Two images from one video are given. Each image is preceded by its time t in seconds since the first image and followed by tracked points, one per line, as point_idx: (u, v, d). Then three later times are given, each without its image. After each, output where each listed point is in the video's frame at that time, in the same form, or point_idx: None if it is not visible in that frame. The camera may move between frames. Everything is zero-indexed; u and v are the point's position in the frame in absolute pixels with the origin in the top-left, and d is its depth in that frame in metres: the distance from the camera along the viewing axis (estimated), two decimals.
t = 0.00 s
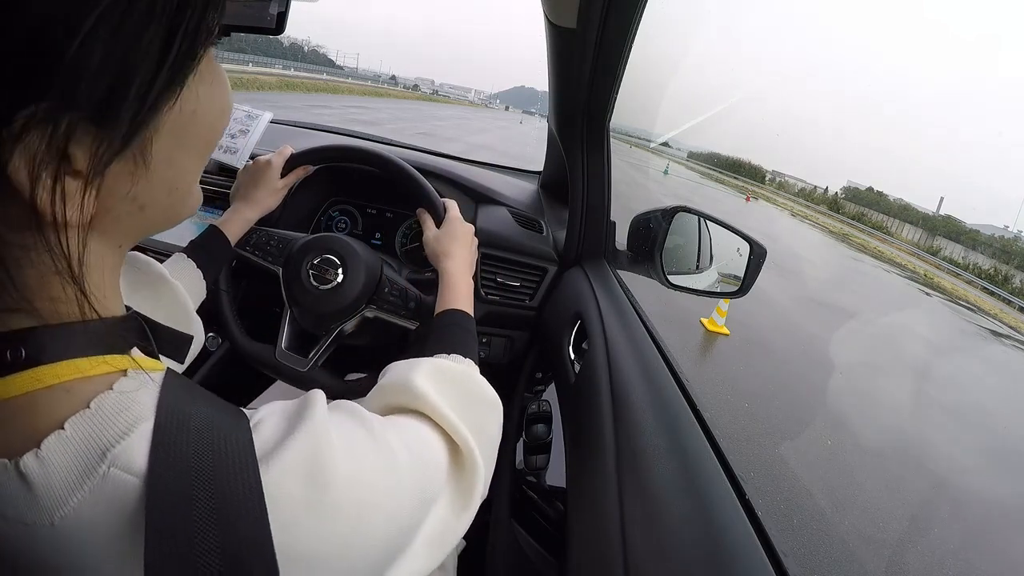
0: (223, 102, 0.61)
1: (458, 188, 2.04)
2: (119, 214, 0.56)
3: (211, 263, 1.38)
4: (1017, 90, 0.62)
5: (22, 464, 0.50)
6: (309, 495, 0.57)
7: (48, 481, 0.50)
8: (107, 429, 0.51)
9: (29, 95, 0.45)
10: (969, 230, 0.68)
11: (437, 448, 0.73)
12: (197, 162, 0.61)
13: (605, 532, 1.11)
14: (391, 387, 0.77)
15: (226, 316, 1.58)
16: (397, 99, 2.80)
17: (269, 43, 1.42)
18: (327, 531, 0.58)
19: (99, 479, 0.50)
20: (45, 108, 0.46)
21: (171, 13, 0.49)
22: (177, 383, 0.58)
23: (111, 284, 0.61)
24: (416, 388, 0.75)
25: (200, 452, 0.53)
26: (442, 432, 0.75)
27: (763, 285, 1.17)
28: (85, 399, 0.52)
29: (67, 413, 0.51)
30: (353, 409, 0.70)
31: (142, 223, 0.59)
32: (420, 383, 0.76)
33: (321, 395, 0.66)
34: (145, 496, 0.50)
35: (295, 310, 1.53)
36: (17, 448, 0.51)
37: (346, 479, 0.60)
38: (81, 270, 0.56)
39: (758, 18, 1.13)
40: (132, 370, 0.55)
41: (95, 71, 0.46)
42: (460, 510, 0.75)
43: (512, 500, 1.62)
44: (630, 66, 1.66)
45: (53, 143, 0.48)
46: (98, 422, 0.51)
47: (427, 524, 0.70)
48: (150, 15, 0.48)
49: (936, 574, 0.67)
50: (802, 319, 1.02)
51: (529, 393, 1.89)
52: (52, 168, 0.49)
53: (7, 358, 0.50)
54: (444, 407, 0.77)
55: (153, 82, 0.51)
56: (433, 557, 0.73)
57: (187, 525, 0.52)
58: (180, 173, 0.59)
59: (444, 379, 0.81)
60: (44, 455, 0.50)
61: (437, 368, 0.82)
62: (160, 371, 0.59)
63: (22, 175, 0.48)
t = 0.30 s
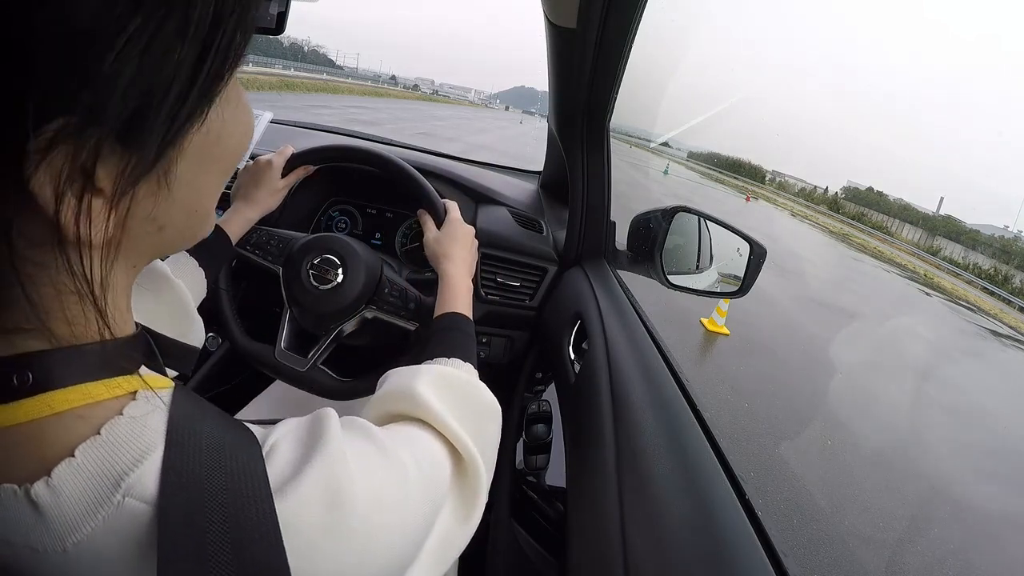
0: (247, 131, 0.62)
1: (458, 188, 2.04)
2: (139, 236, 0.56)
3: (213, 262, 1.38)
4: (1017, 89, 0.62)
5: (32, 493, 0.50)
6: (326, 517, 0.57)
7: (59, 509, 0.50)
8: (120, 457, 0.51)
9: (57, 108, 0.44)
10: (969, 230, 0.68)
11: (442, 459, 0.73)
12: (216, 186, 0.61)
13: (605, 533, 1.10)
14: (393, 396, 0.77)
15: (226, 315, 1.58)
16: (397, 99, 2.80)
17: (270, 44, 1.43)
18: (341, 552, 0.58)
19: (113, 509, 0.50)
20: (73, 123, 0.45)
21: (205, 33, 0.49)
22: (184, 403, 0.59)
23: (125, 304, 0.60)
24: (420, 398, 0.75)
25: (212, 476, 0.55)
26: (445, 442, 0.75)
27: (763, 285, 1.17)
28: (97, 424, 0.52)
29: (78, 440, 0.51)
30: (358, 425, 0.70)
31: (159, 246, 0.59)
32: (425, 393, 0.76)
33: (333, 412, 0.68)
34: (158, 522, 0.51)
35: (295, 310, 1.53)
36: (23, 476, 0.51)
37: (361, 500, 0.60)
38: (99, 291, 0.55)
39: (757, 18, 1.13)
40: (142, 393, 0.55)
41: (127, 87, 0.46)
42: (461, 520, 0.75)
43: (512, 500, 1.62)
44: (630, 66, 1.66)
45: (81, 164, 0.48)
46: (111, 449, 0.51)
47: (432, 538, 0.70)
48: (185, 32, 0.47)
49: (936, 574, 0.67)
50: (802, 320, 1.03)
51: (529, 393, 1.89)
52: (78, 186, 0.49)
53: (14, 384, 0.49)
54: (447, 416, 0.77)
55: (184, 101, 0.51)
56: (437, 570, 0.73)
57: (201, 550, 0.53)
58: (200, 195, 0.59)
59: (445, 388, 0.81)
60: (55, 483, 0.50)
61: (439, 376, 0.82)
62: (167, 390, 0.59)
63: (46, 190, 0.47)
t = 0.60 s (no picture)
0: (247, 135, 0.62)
1: (458, 188, 2.04)
2: (141, 235, 0.56)
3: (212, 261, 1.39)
4: (1016, 89, 0.62)
5: (32, 492, 0.50)
6: (325, 515, 0.57)
7: (59, 509, 0.50)
8: (118, 456, 0.51)
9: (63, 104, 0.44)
10: (969, 230, 0.68)
11: (441, 459, 0.73)
12: (216, 188, 0.61)
13: (605, 533, 1.10)
14: (392, 396, 0.76)
15: (226, 315, 1.58)
16: (397, 99, 2.80)
17: (270, 44, 1.43)
18: (340, 550, 0.58)
19: (111, 508, 0.50)
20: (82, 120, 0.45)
21: (209, 36, 0.49)
22: (184, 401, 0.59)
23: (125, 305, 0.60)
24: (420, 398, 0.75)
25: (212, 474, 0.55)
26: (445, 442, 0.75)
27: (763, 285, 1.17)
28: (95, 424, 0.52)
29: (77, 440, 0.51)
30: (358, 424, 0.70)
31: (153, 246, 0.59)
32: (425, 394, 0.76)
33: (333, 411, 0.68)
34: (157, 520, 0.51)
35: (295, 310, 1.53)
36: (23, 476, 0.51)
37: (360, 498, 0.60)
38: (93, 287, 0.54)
39: (757, 18, 1.13)
40: (142, 391, 0.55)
41: (133, 88, 0.46)
42: (461, 519, 0.75)
43: (512, 500, 1.62)
44: (630, 66, 1.66)
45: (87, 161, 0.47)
46: (109, 449, 0.51)
47: (432, 538, 0.70)
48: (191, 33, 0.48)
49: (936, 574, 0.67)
50: (802, 319, 1.02)
51: (529, 393, 1.89)
52: (83, 186, 0.48)
53: (13, 384, 0.49)
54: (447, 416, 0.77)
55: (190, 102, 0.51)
56: (437, 570, 0.73)
57: (200, 549, 0.53)
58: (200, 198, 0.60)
59: (446, 389, 0.81)
60: (54, 483, 0.50)
61: (439, 377, 0.82)
62: (167, 389, 0.59)
63: (53, 186, 0.47)
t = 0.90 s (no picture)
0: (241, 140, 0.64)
1: (458, 188, 2.04)
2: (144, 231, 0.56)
3: (212, 261, 1.39)
4: (1016, 89, 0.62)
5: (30, 495, 0.50)
6: (325, 516, 0.57)
7: (58, 510, 0.50)
8: (117, 457, 0.51)
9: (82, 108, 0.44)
10: (969, 230, 0.68)
11: (440, 459, 0.73)
12: (212, 189, 0.63)
13: (605, 533, 1.10)
14: (391, 396, 0.76)
15: (226, 315, 1.58)
16: (397, 99, 2.80)
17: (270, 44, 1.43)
18: (340, 550, 0.58)
19: (109, 510, 0.50)
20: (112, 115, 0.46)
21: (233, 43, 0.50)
22: (182, 401, 0.59)
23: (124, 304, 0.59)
24: (419, 398, 0.75)
25: (210, 474, 0.55)
26: (445, 442, 0.75)
27: (763, 285, 1.17)
28: (93, 425, 0.52)
29: (75, 442, 0.51)
30: (356, 425, 0.70)
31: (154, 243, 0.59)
32: (423, 393, 0.76)
33: (331, 412, 0.68)
34: (155, 523, 0.51)
35: (295, 310, 1.53)
36: (22, 478, 0.50)
37: (359, 499, 0.60)
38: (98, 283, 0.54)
39: (757, 18, 1.13)
40: (139, 392, 0.55)
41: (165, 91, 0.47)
42: (461, 518, 0.76)
43: (512, 500, 1.62)
44: (630, 66, 1.66)
45: (114, 156, 0.48)
46: (108, 451, 0.51)
47: (431, 537, 0.71)
48: (211, 47, 0.48)
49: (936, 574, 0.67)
50: (802, 320, 1.02)
51: (529, 393, 1.89)
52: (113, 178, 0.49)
53: (13, 385, 0.49)
54: (446, 416, 0.77)
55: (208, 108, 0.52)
56: (437, 569, 0.73)
57: (198, 549, 0.53)
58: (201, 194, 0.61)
59: (445, 389, 0.81)
60: (53, 484, 0.50)
61: (439, 377, 0.82)
62: (165, 389, 0.59)
63: (79, 182, 0.47)
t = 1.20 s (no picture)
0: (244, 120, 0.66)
1: (458, 188, 2.04)
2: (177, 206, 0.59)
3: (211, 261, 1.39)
4: (1016, 90, 0.62)
5: (38, 479, 0.50)
6: (324, 506, 0.57)
7: (65, 493, 0.50)
8: (123, 442, 0.51)
9: (126, 128, 0.49)
10: (969, 230, 0.68)
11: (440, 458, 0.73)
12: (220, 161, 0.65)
13: (606, 533, 1.10)
14: (391, 396, 0.77)
15: (226, 315, 1.58)
16: (397, 100, 2.79)
17: (270, 44, 1.43)
18: (340, 541, 0.58)
19: (115, 493, 0.50)
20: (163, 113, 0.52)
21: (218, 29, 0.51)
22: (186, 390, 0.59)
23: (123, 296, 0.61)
24: (420, 398, 0.75)
25: (213, 463, 0.54)
26: (444, 441, 0.75)
27: (763, 285, 1.17)
28: (100, 411, 0.52)
29: (82, 427, 0.52)
30: (356, 420, 0.70)
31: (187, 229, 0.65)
32: (424, 393, 0.76)
33: (332, 404, 0.68)
34: (158, 508, 0.50)
35: (295, 309, 1.53)
36: (29, 463, 0.51)
37: (360, 493, 0.60)
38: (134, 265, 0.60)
39: (757, 18, 1.13)
40: (145, 381, 0.56)
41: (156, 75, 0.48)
42: (461, 516, 0.75)
43: (512, 500, 1.63)
44: (630, 66, 1.66)
45: (167, 151, 0.54)
46: (114, 436, 0.51)
47: (431, 534, 0.71)
48: (195, 42, 0.49)
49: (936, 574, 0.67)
50: (802, 320, 1.02)
51: (529, 393, 1.89)
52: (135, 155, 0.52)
53: (23, 373, 0.50)
54: (446, 415, 0.77)
55: (219, 102, 0.58)
56: (437, 567, 0.74)
57: (201, 540, 0.52)
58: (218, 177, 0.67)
59: (444, 389, 0.81)
60: (60, 469, 0.50)
61: (438, 377, 0.82)
62: (172, 379, 0.60)
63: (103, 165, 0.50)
